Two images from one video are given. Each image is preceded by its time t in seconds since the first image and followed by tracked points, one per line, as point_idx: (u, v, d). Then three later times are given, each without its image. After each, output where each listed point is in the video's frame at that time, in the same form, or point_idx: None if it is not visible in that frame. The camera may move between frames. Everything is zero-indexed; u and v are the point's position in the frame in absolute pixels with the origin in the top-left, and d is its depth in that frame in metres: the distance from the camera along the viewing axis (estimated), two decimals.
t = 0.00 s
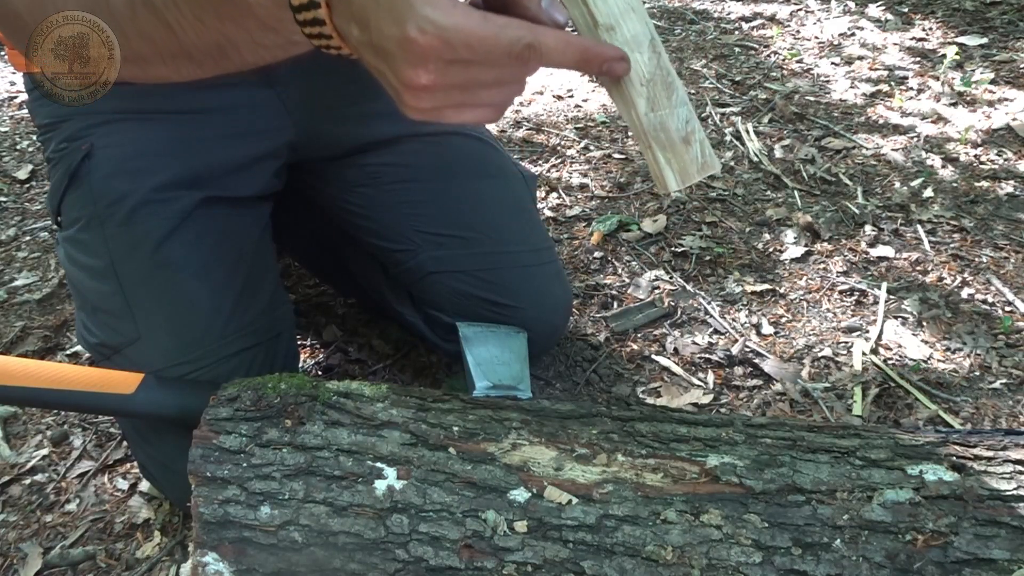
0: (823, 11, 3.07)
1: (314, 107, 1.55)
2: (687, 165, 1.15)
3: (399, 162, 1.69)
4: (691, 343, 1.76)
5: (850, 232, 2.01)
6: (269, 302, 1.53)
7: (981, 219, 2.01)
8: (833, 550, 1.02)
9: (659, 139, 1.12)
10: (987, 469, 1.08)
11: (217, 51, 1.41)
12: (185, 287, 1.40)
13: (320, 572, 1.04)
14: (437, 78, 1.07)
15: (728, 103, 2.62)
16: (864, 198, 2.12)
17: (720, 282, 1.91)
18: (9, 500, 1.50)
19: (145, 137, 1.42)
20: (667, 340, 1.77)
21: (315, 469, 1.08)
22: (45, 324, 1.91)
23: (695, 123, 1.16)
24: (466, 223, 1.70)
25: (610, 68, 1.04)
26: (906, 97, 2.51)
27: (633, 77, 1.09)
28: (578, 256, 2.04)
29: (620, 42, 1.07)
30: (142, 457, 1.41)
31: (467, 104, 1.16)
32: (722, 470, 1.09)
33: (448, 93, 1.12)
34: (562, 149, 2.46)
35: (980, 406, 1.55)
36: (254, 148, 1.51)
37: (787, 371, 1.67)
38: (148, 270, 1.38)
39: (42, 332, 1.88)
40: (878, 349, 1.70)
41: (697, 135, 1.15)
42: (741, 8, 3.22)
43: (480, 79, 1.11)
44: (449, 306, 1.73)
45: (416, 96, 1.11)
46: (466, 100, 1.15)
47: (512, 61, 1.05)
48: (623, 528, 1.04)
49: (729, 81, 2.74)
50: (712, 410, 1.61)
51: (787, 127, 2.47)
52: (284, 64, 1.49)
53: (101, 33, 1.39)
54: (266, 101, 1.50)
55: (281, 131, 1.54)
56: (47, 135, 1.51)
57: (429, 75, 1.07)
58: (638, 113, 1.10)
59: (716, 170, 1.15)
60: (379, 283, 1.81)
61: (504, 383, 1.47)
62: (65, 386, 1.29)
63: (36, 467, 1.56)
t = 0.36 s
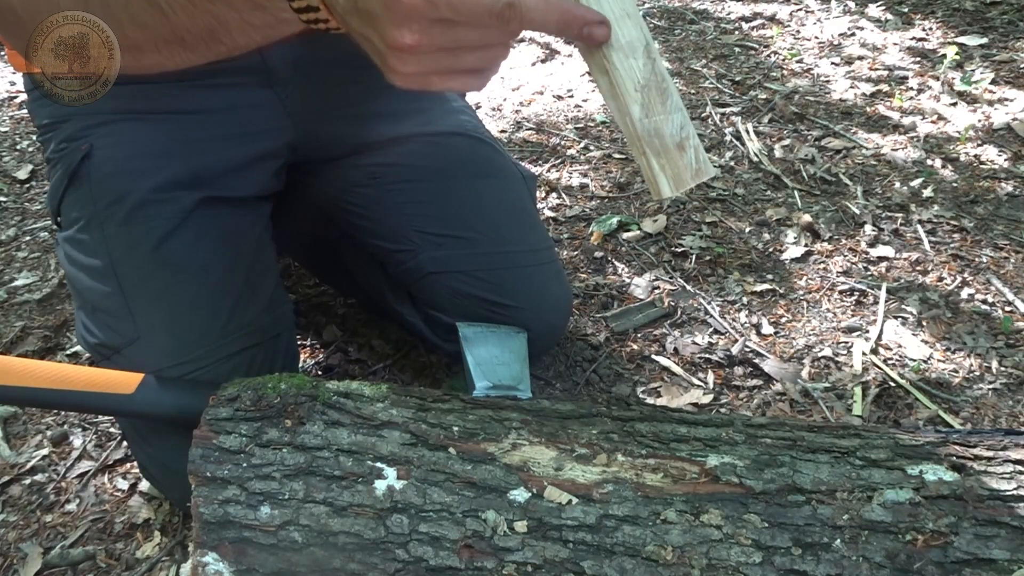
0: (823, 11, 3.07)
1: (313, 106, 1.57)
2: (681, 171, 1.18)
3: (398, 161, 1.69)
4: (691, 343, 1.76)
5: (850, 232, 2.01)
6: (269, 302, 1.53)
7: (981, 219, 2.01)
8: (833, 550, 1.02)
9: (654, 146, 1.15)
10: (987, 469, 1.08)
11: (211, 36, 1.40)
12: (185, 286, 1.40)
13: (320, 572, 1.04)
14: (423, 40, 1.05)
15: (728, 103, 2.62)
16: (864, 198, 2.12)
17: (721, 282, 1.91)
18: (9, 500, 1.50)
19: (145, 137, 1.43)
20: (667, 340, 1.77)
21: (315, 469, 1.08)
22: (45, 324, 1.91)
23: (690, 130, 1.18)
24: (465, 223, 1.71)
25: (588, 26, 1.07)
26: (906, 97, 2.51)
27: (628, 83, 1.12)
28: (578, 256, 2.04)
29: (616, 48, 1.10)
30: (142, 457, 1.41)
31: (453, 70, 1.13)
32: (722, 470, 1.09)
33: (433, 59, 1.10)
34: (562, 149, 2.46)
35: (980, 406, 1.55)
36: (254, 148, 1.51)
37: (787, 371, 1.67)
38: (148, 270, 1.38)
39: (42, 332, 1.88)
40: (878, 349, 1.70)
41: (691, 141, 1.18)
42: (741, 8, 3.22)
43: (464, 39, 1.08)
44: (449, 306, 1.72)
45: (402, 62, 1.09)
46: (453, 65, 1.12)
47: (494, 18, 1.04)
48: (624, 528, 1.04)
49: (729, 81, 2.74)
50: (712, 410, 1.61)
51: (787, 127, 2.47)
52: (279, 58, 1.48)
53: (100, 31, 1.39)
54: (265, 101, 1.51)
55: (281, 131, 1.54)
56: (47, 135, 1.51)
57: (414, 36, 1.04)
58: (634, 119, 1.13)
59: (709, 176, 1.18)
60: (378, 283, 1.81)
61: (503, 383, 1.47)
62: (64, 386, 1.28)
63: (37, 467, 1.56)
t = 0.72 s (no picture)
0: (823, 11, 3.07)
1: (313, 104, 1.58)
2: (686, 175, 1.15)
3: (398, 161, 1.69)
4: (691, 343, 1.76)
5: (850, 232, 2.01)
6: (269, 302, 1.53)
7: (981, 219, 2.01)
8: (833, 550, 1.02)
9: (658, 148, 1.12)
10: (987, 469, 1.08)
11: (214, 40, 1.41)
12: (186, 286, 1.40)
13: (320, 572, 1.04)
14: (429, 44, 1.06)
15: (728, 103, 2.62)
16: (864, 198, 2.12)
17: (721, 282, 1.91)
18: (9, 500, 1.50)
19: (146, 137, 1.43)
20: (667, 340, 1.77)
21: (315, 469, 1.08)
22: (45, 324, 1.91)
23: (695, 134, 1.16)
24: (466, 224, 1.71)
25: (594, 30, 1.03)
26: (906, 97, 2.51)
27: (633, 86, 1.10)
28: (578, 256, 2.04)
29: (621, 51, 1.08)
30: (142, 457, 1.41)
31: (459, 75, 1.15)
32: (722, 470, 1.09)
33: (439, 63, 1.12)
34: (562, 149, 2.46)
35: (980, 406, 1.55)
36: (254, 147, 1.52)
37: (787, 371, 1.67)
38: (148, 270, 1.38)
39: (42, 332, 1.88)
40: (878, 349, 1.70)
41: (696, 145, 1.16)
42: (741, 8, 3.22)
43: (470, 46, 1.09)
44: (449, 306, 1.72)
45: (409, 60, 1.11)
46: (459, 71, 1.14)
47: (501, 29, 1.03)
48: (623, 528, 1.04)
49: (729, 81, 2.74)
50: (712, 410, 1.61)
51: (787, 127, 2.47)
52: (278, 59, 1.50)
53: (100, 31, 1.39)
54: (265, 100, 1.51)
55: (281, 131, 1.55)
56: (47, 135, 1.51)
57: (422, 41, 1.06)
58: (637, 121, 1.11)
59: (712, 180, 1.15)
60: (379, 283, 1.81)
61: (504, 383, 1.47)
62: (64, 386, 1.29)
63: (37, 467, 1.56)
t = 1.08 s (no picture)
0: (823, 11, 3.07)
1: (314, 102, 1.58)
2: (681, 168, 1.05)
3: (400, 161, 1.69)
4: (691, 343, 1.76)
5: (850, 232, 2.01)
6: (269, 302, 1.52)
7: (981, 219, 2.01)
8: (833, 550, 1.02)
9: (656, 138, 1.02)
10: (987, 469, 1.08)
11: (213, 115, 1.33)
12: (187, 286, 1.40)
13: (320, 572, 1.04)
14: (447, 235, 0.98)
15: (728, 103, 2.62)
16: (864, 198, 2.12)
17: (721, 282, 1.91)
18: (9, 500, 1.50)
19: (145, 137, 1.42)
20: (667, 340, 1.77)
21: (315, 468, 1.08)
22: (45, 324, 1.91)
23: (694, 125, 1.06)
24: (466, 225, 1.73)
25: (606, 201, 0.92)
26: (906, 97, 2.51)
27: (632, 72, 1.00)
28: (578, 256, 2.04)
29: (622, 35, 0.99)
30: (142, 457, 1.41)
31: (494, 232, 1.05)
32: (722, 470, 1.09)
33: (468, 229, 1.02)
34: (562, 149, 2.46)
35: (980, 406, 1.55)
36: (255, 149, 1.50)
37: (787, 371, 1.67)
38: (148, 270, 1.38)
39: (42, 332, 1.88)
40: (878, 349, 1.70)
41: (692, 137, 1.05)
42: (741, 8, 3.22)
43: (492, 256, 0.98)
44: (448, 306, 1.74)
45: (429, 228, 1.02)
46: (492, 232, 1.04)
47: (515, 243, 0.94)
48: (624, 528, 1.04)
49: (729, 81, 2.74)
50: (712, 410, 1.61)
51: (787, 127, 2.47)
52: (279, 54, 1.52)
53: (102, 35, 1.23)
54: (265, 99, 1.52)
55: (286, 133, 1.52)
56: (47, 134, 1.51)
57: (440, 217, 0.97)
58: (636, 110, 1.01)
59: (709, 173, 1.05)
60: (378, 283, 1.80)
61: (504, 383, 1.47)
62: (64, 386, 1.29)
63: (37, 467, 1.56)
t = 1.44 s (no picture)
0: (823, 11, 3.07)
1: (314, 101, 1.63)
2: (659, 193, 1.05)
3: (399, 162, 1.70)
4: (691, 343, 1.76)
5: (850, 232, 2.01)
6: (270, 302, 1.52)
7: (981, 219, 2.01)
8: (833, 550, 1.02)
9: (635, 163, 1.02)
10: (987, 469, 1.08)
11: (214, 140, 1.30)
12: (187, 286, 1.40)
13: (320, 572, 1.04)
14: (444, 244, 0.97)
15: (728, 103, 2.62)
16: (864, 198, 2.12)
17: (721, 282, 1.91)
18: (9, 500, 1.50)
19: (146, 138, 1.43)
20: (667, 340, 1.77)
21: (315, 469, 1.08)
22: (46, 324, 1.91)
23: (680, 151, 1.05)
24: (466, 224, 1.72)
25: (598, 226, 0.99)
26: (906, 97, 2.51)
27: (623, 95, 0.99)
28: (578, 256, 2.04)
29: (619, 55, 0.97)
30: (142, 457, 1.40)
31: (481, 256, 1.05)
32: (722, 469, 1.09)
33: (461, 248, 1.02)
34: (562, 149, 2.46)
35: (980, 406, 1.55)
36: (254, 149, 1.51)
37: (787, 372, 1.67)
38: (148, 270, 1.38)
39: (42, 332, 1.88)
40: (878, 349, 1.70)
41: (676, 163, 1.04)
42: (741, 8, 3.22)
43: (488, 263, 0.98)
44: (448, 306, 1.74)
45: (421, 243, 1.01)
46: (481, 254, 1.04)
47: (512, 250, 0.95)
48: (624, 528, 1.04)
49: (729, 81, 2.74)
50: (712, 410, 1.61)
51: (787, 127, 2.47)
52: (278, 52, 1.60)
53: (102, 36, 1.22)
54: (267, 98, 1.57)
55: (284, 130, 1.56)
56: (46, 134, 1.51)
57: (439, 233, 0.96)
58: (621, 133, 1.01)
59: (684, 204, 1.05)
60: (378, 283, 1.80)
61: (504, 383, 1.46)
62: (65, 386, 1.29)
63: (37, 467, 1.56)
